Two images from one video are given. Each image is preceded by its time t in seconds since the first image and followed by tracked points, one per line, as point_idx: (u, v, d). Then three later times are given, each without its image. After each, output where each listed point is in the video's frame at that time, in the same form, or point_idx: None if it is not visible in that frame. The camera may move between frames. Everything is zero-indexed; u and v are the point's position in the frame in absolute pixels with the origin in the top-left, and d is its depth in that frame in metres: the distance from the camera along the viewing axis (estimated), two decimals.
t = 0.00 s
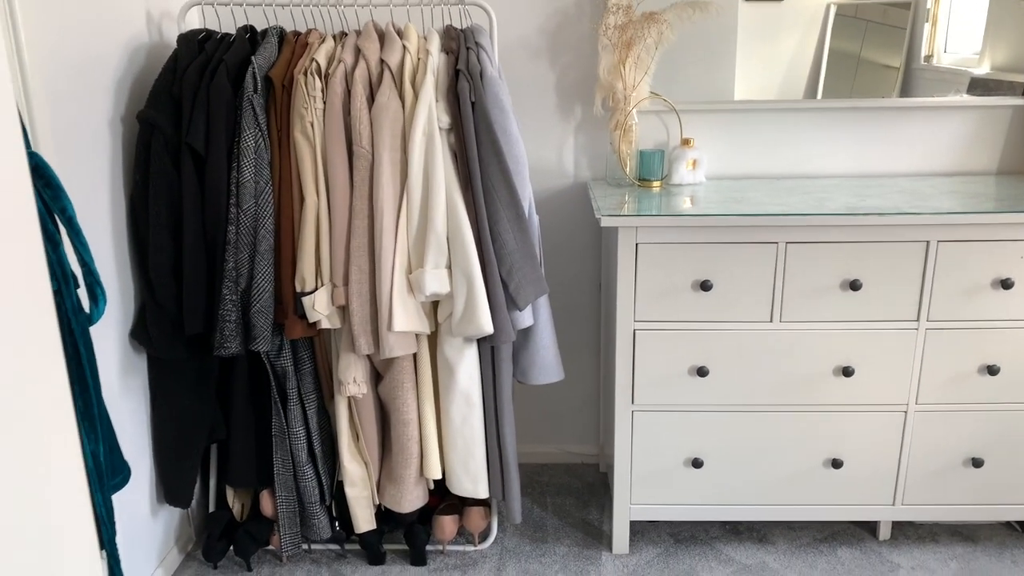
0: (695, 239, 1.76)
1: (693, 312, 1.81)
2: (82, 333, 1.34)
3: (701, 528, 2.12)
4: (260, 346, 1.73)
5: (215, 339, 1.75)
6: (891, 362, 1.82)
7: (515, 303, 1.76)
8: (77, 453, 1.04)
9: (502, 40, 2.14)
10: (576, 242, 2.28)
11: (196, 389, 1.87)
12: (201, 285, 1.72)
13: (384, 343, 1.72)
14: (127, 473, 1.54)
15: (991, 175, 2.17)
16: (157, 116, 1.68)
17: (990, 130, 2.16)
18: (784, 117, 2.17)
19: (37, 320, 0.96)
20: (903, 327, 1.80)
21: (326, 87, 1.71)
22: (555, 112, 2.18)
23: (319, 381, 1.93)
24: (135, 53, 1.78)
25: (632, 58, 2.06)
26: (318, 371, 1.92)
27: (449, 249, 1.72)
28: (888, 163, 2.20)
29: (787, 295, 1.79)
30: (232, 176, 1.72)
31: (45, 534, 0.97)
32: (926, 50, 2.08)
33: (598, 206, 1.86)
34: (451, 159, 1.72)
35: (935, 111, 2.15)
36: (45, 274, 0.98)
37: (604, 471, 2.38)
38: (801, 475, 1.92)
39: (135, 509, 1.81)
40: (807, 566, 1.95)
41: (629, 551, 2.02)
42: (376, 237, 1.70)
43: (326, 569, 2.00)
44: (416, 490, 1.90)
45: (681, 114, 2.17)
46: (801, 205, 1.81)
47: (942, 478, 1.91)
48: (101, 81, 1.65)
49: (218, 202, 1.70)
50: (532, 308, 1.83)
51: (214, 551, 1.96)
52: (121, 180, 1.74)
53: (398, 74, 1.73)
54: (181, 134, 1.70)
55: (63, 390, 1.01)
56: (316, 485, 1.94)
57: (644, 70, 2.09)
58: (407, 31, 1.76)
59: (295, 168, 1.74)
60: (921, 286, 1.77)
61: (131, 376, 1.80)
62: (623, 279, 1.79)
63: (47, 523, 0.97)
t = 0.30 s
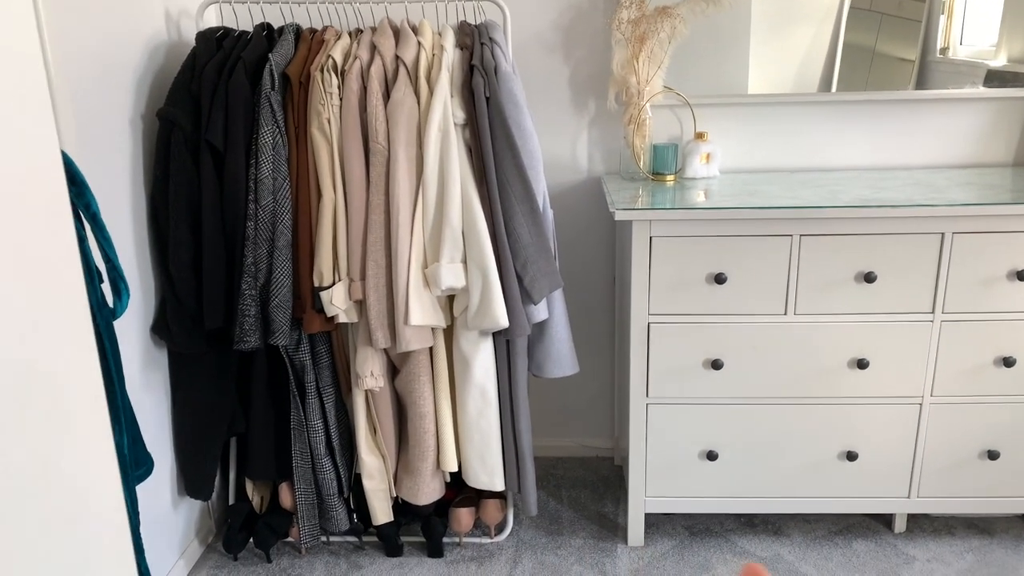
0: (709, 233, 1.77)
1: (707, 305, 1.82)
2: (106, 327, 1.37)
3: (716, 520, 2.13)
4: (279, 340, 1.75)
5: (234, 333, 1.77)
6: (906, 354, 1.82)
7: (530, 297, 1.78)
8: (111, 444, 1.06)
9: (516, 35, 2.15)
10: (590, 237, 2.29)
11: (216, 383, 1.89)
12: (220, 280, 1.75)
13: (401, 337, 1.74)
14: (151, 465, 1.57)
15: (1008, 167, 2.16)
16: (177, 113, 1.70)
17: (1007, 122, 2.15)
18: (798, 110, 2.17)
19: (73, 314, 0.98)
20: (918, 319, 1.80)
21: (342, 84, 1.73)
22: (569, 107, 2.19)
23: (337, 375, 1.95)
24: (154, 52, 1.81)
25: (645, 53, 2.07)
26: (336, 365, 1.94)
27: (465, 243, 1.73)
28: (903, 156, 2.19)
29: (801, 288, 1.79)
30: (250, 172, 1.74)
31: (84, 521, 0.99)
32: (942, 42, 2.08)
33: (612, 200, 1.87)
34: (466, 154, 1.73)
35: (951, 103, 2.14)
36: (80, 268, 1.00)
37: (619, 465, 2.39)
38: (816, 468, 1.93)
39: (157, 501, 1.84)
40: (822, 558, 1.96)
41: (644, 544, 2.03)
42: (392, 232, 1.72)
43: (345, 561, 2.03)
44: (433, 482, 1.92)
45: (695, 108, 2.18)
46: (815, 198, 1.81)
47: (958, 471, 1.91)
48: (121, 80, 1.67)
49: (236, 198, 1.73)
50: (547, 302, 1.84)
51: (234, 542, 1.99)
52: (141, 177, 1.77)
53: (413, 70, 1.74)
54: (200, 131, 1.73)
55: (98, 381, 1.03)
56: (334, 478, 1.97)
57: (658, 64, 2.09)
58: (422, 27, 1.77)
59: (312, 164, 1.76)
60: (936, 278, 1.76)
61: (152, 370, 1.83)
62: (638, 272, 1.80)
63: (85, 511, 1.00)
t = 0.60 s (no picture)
0: (706, 239, 1.78)
1: (704, 312, 1.83)
2: (106, 337, 1.37)
3: (715, 526, 2.13)
4: (278, 349, 1.76)
5: (233, 343, 1.78)
6: (902, 359, 1.83)
7: (527, 304, 1.78)
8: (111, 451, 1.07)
9: (513, 45, 2.17)
10: (588, 244, 2.30)
11: (215, 392, 1.90)
12: (220, 290, 1.76)
13: (399, 345, 1.75)
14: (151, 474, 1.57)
15: (1002, 172, 2.17)
16: (175, 124, 1.72)
17: (1001, 128, 2.17)
18: (793, 117, 2.19)
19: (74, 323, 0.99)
20: (914, 324, 1.81)
21: (340, 94, 1.74)
22: (566, 116, 2.21)
23: (336, 383, 1.96)
24: (153, 63, 1.82)
25: (641, 62, 2.08)
26: (335, 374, 1.95)
27: (463, 251, 1.74)
28: (898, 162, 2.21)
29: (797, 294, 1.80)
30: (249, 182, 1.75)
31: (85, 527, 1.00)
32: (938, 48, 2.09)
33: (609, 207, 1.88)
34: (463, 163, 1.74)
35: (945, 109, 2.16)
36: (81, 276, 1.01)
37: (619, 471, 2.39)
38: (814, 473, 1.93)
39: (156, 511, 1.84)
40: (821, 563, 1.96)
41: (643, 550, 2.03)
42: (391, 241, 1.73)
43: (344, 569, 2.03)
44: (432, 490, 1.93)
45: (691, 116, 2.19)
46: (810, 204, 1.82)
47: (955, 475, 1.91)
48: (120, 92, 1.69)
49: (235, 208, 1.74)
50: (545, 309, 1.85)
51: (234, 552, 1.99)
52: (141, 188, 1.78)
53: (411, 80, 1.76)
54: (199, 142, 1.74)
55: (98, 390, 1.04)
56: (334, 487, 1.97)
57: (653, 73, 2.10)
58: (419, 37, 1.79)
59: (311, 174, 1.77)
60: (932, 283, 1.77)
61: (152, 380, 1.83)
62: (635, 279, 1.81)
63: (86, 517, 1.00)
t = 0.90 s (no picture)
0: (706, 242, 1.78)
1: (704, 314, 1.83)
2: (107, 337, 1.38)
3: (715, 529, 2.13)
4: (278, 350, 1.76)
5: (234, 343, 1.78)
6: (902, 362, 1.83)
7: (528, 306, 1.79)
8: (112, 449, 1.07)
9: (513, 47, 2.17)
10: (588, 246, 2.30)
11: (215, 392, 1.90)
12: (220, 291, 1.76)
13: (400, 347, 1.75)
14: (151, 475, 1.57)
15: (1002, 176, 2.18)
16: (177, 125, 1.72)
17: (1001, 131, 2.17)
18: (794, 120, 2.19)
19: (75, 322, 0.99)
20: (915, 327, 1.81)
21: (341, 96, 1.74)
22: (566, 118, 2.21)
23: (336, 384, 1.96)
24: (155, 64, 1.82)
25: (641, 64, 2.09)
26: (335, 375, 1.95)
27: (463, 253, 1.74)
28: (898, 165, 2.21)
29: (797, 297, 1.80)
30: (250, 183, 1.75)
31: (86, 525, 1.00)
32: (939, 52, 2.09)
33: (610, 209, 1.88)
34: (464, 165, 1.74)
35: (946, 113, 2.16)
36: (82, 276, 1.01)
37: (618, 474, 2.39)
38: (814, 476, 1.93)
39: (157, 511, 1.85)
40: (821, 566, 1.96)
41: (643, 552, 2.03)
42: (391, 242, 1.73)
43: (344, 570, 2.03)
44: (432, 492, 1.93)
45: (691, 119, 2.19)
46: (811, 207, 1.82)
47: (955, 478, 1.91)
48: (122, 93, 1.69)
49: (237, 209, 1.74)
50: (545, 311, 1.85)
51: (234, 553, 1.99)
52: (142, 188, 1.78)
53: (412, 82, 1.76)
54: (200, 143, 1.74)
55: (100, 390, 1.04)
56: (334, 488, 1.97)
57: (654, 75, 2.11)
58: (420, 40, 1.79)
59: (312, 175, 1.77)
60: (932, 286, 1.78)
61: (152, 380, 1.83)
62: (635, 281, 1.81)
63: (88, 515, 1.00)
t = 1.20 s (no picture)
0: (716, 242, 1.78)
1: (714, 315, 1.83)
2: (118, 337, 1.39)
3: (725, 530, 2.12)
4: (288, 350, 1.77)
5: (244, 344, 1.79)
6: (914, 363, 1.82)
7: (537, 306, 1.79)
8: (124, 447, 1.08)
9: (522, 48, 2.17)
10: (597, 246, 2.30)
11: (226, 392, 1.91)
12: (231, 291, 1.77)
13: (409, 347, 1.75)
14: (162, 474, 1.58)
15: (1015, 175, 2.16)
16: (187, 126, 1.73)
17: (1013, 130, 2.15)
18: (804, 120, 2.18)
19: (87, 321, 1.00)
20: (926, 327, 1.80)
21: (350, 96, 1.75)
22: (575, 118, 2.21)
23: (346, 384, 1.96)
24: (166, 65, 1.84)
25: (651, 64, 2.08)
26: (345, 375, 1.95)
27: (472, 253, 1.74)
28: (909, 165, 2.20)
29: (808, 297, 1.79)
30: (260, 184, 1.76)
31: (98, 523, 1.01)
32: (950, 51, 2.08)
33: (619, 209, 1.88)
34: (473, 165, 1.75)
35: (957, 112, 2.15)
36: (93, 276, 1.02)
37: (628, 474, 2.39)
38: (825, 477, 1.92)
39: (167, 511, 1.86)
40: (831, 567, 1.95)
41: (653, 553, 2.03)
42: (400, 242, 1.73)
43: (354, 570, 2.03)
44: (442, 492, 1.93)
45: (701, 118, 2.19)
46: (821, 207, 1.81)
47: (967, 479, 1.90)
48: (133, 94, 1.70)
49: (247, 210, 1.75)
50: (554, 311, 1.85)
51: (244, 552, 2.00)
52: (153, 189, 1.79)
53: (421, 82, 1.76)
54: (211, 144, 1.75)
55: (112, 390, 1.05)
56: (343, 488, 1.98)
57: (663, 75, 2.10)
58: (429, 40, 1.80)
59: (321, 176, 1.78)
60: (943, 286, 1.76)
61: (163, 380, 1.84)
62: (644, 282, 1.81)
63: (101, 513, 1.01)
